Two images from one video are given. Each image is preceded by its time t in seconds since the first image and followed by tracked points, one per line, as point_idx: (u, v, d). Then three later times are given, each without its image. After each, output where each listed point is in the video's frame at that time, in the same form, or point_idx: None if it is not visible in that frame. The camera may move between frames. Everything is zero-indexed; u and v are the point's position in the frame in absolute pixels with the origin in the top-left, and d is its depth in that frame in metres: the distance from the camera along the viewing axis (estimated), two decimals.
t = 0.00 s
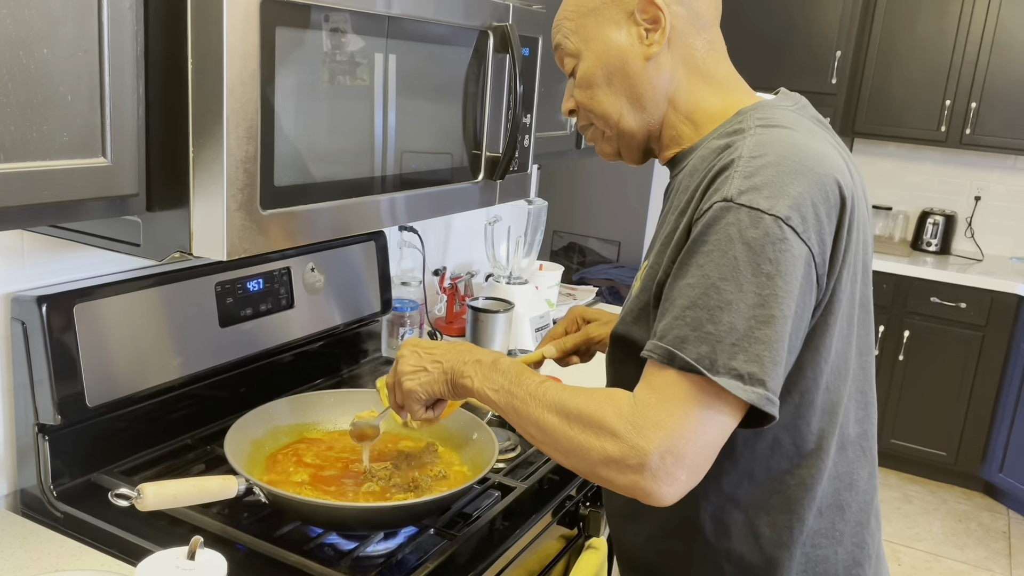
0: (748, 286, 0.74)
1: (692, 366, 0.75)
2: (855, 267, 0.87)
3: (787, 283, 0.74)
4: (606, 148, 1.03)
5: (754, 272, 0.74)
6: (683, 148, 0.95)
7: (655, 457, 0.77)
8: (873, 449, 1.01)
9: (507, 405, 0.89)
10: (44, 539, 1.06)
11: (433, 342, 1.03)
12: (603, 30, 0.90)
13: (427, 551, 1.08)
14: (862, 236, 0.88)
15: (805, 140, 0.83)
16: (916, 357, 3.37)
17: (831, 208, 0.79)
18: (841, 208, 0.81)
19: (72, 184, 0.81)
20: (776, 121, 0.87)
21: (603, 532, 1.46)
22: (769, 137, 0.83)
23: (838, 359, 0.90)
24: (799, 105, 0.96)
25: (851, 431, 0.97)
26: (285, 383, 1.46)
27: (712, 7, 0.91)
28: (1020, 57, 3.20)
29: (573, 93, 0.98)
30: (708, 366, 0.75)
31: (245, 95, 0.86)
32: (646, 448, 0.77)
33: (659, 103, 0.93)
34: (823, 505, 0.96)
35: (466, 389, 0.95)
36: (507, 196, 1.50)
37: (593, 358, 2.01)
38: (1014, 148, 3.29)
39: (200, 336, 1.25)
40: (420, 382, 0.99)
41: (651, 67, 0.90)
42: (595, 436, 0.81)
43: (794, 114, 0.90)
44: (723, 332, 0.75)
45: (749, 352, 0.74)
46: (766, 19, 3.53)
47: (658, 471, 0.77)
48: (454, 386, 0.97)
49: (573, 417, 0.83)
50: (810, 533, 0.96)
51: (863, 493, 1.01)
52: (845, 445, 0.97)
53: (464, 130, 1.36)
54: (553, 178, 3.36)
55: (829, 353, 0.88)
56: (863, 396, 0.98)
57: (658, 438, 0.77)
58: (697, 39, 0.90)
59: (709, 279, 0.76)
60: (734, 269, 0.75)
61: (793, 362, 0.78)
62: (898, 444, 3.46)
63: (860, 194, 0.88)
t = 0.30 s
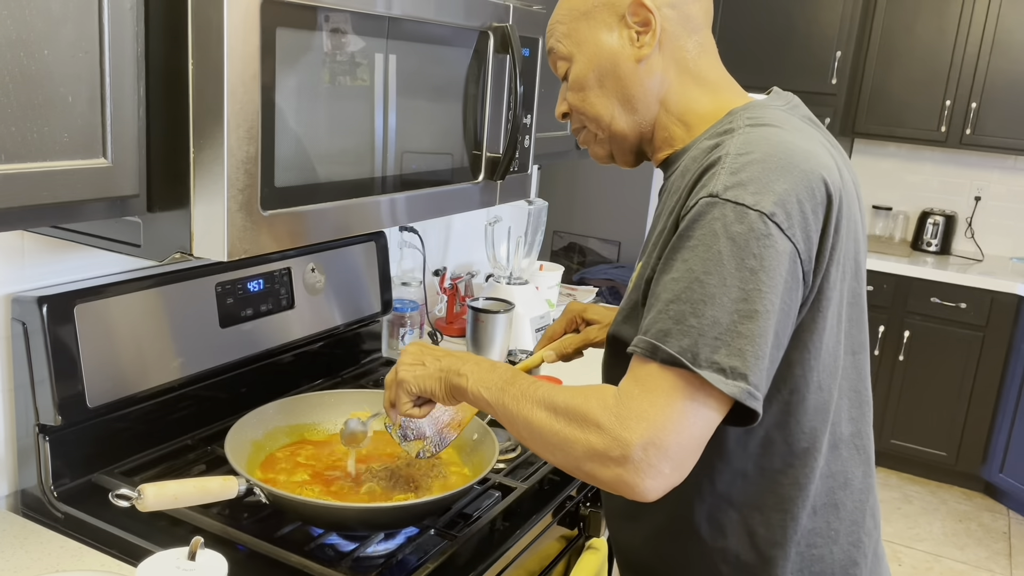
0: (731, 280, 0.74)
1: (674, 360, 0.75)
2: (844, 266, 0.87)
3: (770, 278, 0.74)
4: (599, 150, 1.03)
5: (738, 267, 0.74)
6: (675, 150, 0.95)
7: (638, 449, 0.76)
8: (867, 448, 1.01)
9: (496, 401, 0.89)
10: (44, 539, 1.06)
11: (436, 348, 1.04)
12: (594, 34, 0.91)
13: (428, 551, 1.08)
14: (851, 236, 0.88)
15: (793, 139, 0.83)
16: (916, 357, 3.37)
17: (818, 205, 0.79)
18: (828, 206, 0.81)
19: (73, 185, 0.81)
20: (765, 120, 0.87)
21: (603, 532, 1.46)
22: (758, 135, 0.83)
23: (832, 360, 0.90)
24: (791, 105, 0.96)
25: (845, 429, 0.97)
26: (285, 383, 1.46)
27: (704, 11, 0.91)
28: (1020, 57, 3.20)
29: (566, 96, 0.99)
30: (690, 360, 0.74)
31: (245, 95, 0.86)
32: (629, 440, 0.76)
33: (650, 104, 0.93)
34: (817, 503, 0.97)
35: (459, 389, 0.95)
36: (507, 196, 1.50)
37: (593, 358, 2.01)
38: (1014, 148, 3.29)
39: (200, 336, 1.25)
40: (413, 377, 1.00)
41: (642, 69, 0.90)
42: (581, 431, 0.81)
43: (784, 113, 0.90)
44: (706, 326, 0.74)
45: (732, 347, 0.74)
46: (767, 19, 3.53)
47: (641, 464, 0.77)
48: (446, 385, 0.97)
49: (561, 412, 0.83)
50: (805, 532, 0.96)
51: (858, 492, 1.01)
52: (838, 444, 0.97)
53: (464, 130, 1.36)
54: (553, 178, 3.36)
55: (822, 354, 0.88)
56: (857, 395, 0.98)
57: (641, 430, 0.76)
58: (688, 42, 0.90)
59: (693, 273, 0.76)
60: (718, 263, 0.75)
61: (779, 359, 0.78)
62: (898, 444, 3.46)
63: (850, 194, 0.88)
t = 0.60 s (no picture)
0: (725, 279, 0.74)
1: (670, 359, 0.75)
2: (837, 263, 0.87)
3: (764, 276, 0.74)
4: (592, 154, 1.04)
5: (731, 265, 0.74)
6: (668, 151, 0.95)
7: (636, 449, 0.76)
8: (863, 445, 1.01)
9: (498, 404, 0.89)
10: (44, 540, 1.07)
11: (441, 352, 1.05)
12: (585, 38, 0.91)
13: (428, 552, 1.08)
14: (845, 233, 0.88)
15: (785, 137, 0.83)
16: (916, 357, 3.37)
17: (809, 202, 0.79)
18: (819, 203, 0.81)
19: (73, 185, 0.81)
20: (757, 119, 0.87)
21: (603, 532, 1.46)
22: (749, 134, 0.83)
23: (827, 358, 0.90)
24: (782, 105, 0.97)
25: (841, 427, 0.98)
26: (285, 383, 1.46)
27: (694, 13, 0.91)
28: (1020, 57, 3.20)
29: (558, 100, 0.99)
30: (686, 358, 0.74)
31: (245, 96, 0.87)
32: (627, 441, 0.76)
33: (641, 107, 0.93)
34: (814, 502, 0.97)
35: (462, 395, 0.95)
36: (507, 197, 1.50)
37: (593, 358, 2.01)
38: (1014, 148, 3.29)
39: (200, 336, 1.25)
40: (418, 378, 1.00)
41: (632, 72, 0.90)
42: (580, 432, 0.81)
43: (776, 113, 0.90)
44: (700, 324, 0.74)
45: (726, 345, 0.74)
46: (767, 19, 3.53)
47: (639, 464, 0.76)
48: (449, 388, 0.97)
49: (561, 414, 0.83)
50: (802, 530, 0.96)
51: (855, 489, 1.01)
52: (834, 442, 0.97)
53: (464, 130, 1.36)
54: (553, 179, 3.36)
55: (817, 352, 0.88)
56: (853, 393, 0.98)
57: (639, 430, 0.76)
58: (678, 44, 0.90)
59: (687, 272, 0.76)
60: (711, 262, 0.75)
61: (774, 356, 0.78)
62: (898, 444, 3.46)
63: (842, 191, 0.88)
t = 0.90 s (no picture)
0: (718, 277, 0.74)
1: (663, 357, 0.74)
2: (832, 262, 0.87)
3: (757, 274, 0.74)
4: (588, 155, 1.04)
5: (724, 263, 0.74)
6: (662, 153, 0.95)
7: (629, 446, 0.76)
8: (860, 444, 1.01)
9: (497, 403, 0.90)
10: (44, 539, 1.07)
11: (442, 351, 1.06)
12: (580, 39, 0.91)
13: (428, 552, 1.08)
14: (840, 232, 0.88)
15: (779, 136, 0.83)
16: (917, 357, 3.37)
17: (803, 201, 0.79)
18: (813, 202, 0.81)
19: (73, 185, 0.81)
20: (751, 118, 0.87)
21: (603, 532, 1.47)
22: (743, 133, 0.83)
23: (821, 356, 0.90)
24: (777, 105, 0.96)
25: (838, 426, 0.97)
26: (285, 383, 1.46)
27: (689, 14, 0.91)
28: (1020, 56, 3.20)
29: (554, 102, 1.00)
30: (679, 356, 0.74)
31: (245, 96, 0.87)
32: (621, 439, 0.76)
33: (636, 108, 0.93)
34: (811, 500, 0.97)
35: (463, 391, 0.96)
36: (507, 197, 1.50)
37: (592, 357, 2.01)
38: (1014, 148, 3.28)
39: (199, 336, 1.24)
40: (422, 372, 1.02)
41: (627, 73, 0.90)
42: (575, 431, 0.81)
43: (770, 113, 0.90)
44: (693, 322, 0.74)
45: (720, 343, 0.74)
46: (767, 19, 3.53)
47: (633, 462, 0.76)
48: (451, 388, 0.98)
49: (557, 412, 0.83)
50: (800, 529, 0.96)
51: (851, 488, 1.01)
52: (830, 441, 0.97)
53: (464, 130, 1.36)
54: (553, 179, 3.36)
55: (812, 351, 0.88)
56: (849, 391, 0.98)
57: (632, 427, 0.76)
58: (673, 45, 0.90)
59: (680, 270, 0.75)
60: (704, 260, 0.75)
61: (767, 355, 0.78)
62: (898, 444, 3.46)
63: (836, 190, 0.88)
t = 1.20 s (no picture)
0: (716, 275, 0.74)
1: (659, 355, 0.74)
2: (829, 262, 0.86)
3: (755, 273, 0.74)
4: (586, 155, 1.04)
5: (722, 262, 0.74)
6: (660, 152, 0.94)
7: (624, 443, 0.76)
8: (859, 443, 1.01)
9: (494, 399, 0.90)
10: (44, 539, 1.07)
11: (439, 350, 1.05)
12: (577, 39, 0.91)
13: (428, 551, 1.08)
14: (838, 231, 0.87)
15: (778, 135, 0.83)
16: (917, 357, 3.37)
17: (801, 201, 0.79)
18: (811, 201, 0.81)
19: (73, 184, 0.81)
20: (750, 117, 0.87)
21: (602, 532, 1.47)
22: (742, 132, 0.83)
23: (820, 356, 0.90)
24: (775, 104, 0.96)
25: (837, 425, 0.97)
26: (285, 383, 1.46)
27: (686, 13, 0.91)
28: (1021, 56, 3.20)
29: (552, 102, 1.00)
30: (675, 355, 0.74)
31: (245, 95, 0.86)
32: (617, 436, 0.76)
33: (634, 108, 0.93)
34: (811, 499, 0.96)
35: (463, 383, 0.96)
36: (507, 196, 1.50)
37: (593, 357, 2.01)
38: (1015, 148, 3.28)
39: (199, 336, 1.24)
40: (420, 372, 1.01)
41: (624, 72, 0.90)
42: (571, 427, 0.81)
43: (769, 112, 0.90)
44: (690, 321, 0.74)
45: (716, 341, 0.74)
46: (767, 19, 3.53)
47: (629, 459, 0.76)
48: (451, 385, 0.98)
49: (553, 409, 0.83)
50: (799, 528, 0.96)
51: (850, 487, 1.01)
52: (830, 440, 0.97)
53: (464, 130, 1.35)
54: (553, 179, 3.36)
55: (810, 351, 0.88)
56: (848, 390, 0.98)
57: (628, 424, 0.76)
58: (670, 45, 0.90)
59: (678, 268, 0.75)
60: (702, 259, 0.74)
61: (764, 354, 0.78)
62: (898, 444, 3.46)
63: (835, 190, 0.88)
